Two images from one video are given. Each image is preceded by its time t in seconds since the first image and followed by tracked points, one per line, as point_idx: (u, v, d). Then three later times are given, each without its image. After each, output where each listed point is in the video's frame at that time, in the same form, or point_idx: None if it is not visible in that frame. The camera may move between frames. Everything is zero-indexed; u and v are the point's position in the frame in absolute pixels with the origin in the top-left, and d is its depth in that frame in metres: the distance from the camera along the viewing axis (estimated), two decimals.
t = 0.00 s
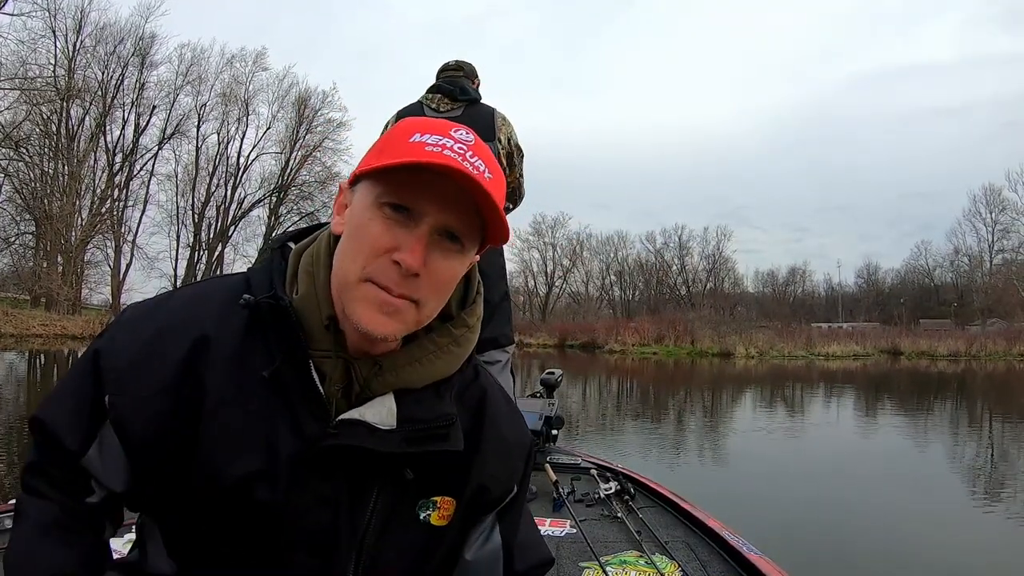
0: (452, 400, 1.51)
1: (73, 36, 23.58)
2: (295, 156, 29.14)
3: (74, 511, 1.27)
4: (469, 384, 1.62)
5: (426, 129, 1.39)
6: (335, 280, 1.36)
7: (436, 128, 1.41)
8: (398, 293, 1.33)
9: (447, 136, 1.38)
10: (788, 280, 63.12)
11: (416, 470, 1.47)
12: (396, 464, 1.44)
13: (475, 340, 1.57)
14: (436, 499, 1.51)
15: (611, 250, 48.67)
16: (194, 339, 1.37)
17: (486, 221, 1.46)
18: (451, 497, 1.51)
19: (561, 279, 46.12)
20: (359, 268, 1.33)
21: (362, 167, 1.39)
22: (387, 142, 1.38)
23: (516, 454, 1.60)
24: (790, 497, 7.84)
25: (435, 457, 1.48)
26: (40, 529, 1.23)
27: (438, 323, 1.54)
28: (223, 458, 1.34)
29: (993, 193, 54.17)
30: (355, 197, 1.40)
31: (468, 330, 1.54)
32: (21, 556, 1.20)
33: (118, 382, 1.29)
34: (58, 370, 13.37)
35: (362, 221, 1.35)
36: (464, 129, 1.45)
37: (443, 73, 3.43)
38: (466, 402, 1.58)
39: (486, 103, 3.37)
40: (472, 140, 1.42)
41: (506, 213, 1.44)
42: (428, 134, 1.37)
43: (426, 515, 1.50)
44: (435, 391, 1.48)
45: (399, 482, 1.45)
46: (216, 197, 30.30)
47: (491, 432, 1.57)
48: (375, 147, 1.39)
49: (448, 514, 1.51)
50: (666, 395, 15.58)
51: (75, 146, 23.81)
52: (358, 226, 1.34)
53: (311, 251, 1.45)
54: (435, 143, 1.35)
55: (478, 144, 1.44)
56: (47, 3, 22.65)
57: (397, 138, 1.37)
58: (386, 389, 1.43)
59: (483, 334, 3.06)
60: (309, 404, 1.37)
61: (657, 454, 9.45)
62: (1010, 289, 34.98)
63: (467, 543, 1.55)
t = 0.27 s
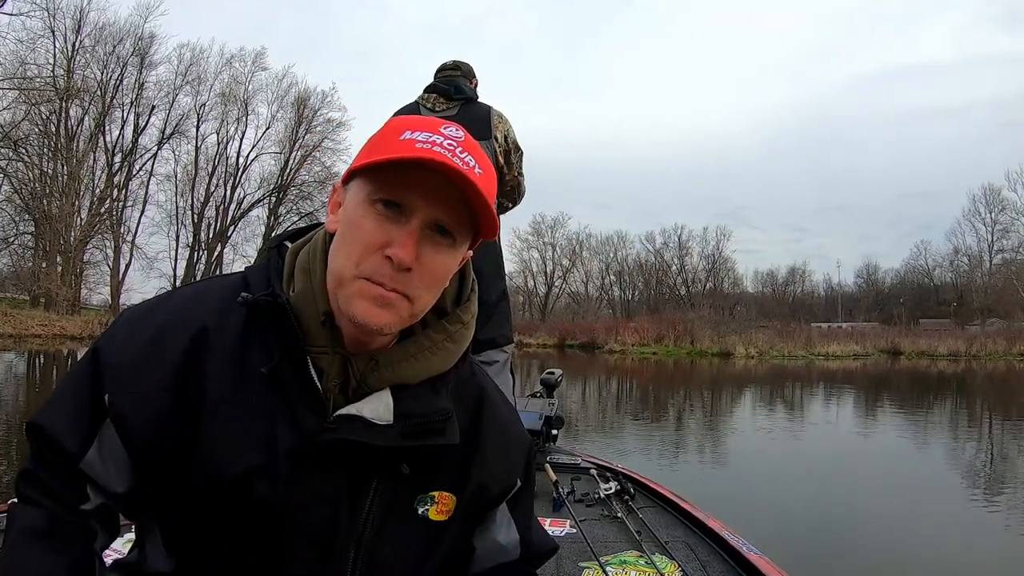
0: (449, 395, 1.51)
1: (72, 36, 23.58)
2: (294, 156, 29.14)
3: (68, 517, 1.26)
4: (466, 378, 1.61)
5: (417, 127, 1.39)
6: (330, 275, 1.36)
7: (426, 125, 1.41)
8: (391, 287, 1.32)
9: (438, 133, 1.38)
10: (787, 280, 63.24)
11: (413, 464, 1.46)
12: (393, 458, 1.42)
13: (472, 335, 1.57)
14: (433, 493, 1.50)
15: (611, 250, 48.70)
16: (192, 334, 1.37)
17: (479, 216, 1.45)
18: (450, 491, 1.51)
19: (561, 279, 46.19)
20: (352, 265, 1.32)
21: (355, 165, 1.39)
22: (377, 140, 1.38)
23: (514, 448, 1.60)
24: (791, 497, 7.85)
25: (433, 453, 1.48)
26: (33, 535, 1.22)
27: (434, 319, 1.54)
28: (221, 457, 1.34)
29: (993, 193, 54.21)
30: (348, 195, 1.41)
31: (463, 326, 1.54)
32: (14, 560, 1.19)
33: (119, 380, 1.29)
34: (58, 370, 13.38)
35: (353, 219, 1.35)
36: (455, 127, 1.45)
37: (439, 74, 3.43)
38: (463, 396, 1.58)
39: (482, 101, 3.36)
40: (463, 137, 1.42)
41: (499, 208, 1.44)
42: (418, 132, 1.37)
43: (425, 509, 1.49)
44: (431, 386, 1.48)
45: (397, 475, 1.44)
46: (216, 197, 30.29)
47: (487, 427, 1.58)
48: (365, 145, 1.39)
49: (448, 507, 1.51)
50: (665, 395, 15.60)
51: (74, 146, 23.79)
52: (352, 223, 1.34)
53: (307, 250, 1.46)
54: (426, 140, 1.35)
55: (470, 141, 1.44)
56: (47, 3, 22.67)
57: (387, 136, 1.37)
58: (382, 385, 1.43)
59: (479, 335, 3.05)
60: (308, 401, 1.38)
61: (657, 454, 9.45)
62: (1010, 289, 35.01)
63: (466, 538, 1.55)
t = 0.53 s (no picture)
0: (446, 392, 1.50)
1: (71, 36, 23.56)
2: (293, 156, 29.13)
3: (69, 519, 1.26)
4: (464, 377, 1.61)
5: (412, 127, 1.38)
6: (331, 277, 1.35)
7: (422, 125, 1.40)
8: (394, 288, 1.33)
9: (433, 132, 1.38)
10: (787, 280, 63.31)
11: (412, 461, 1.45)
12: (392, 454, 1.42)
13: (469, 333, 1.56)
14: (433, 490, 1.48)
15: (610, 250, 48.72)
16: (193, 334, 1.37)
17: (475, 212, 1.45)
18: (450, 488, 1.50)
19: (560, 279, 46.24)
20: (353, 267, 1.32)
21: (351, 167, 1.38)
22: (373, 142, 1.38)
23: (514, 445, 1.60)
24: (791, 496, 7.88)
25: (432, 449, 1.48)
26: (33, 535, 1.22)
27: (432, 317, 1.54)
28: (221, 455, 1.34)
29: (993, 193, 54.25)
30: (345, 197, 1.40)
31: (460, 324, 1.53)
32: (14, 561, 1.19)
33: (119, 380, 1.30)
34: (58, 371, 13.36)
35: (353, 220, 1.34)
36: (449, 125, 1.44)
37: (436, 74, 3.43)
38: (461, 395, 1.58)
39: (480, 102, 3.36)
40: (458, 135, 1.42)
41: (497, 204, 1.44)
42: (413, 132, 1.37)
43: (425, 505, 1.47)
44: (430, 383, 1.47)
45: (396, 472, 1.44)
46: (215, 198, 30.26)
47: (486, 424, 1.58)
48: (361, 147, 1.39)
49: (450, 503, 1.49)
50: (665, 395, 15.62)
51: (73, 146, 23.77)
52: (352, 224, 1.34)
53: (306, 250, 1.46)
54: (421, 140, 1.35)
55: (465, 138, 1.44)
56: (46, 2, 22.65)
57: (382, 137, 1.37)
58: (380, 382, 1.43)
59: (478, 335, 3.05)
60: (307, 399, 1.37)
61: (656, 454, 9.46)
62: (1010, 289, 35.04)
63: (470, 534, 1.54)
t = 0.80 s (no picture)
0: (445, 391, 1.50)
1: (70, 36, 23.52)
2: (292, 156, 29.11)
3: (69, 518, 1.26)
4: (463, 376, 1.61)
5: (409, 125, 1.38)
6: (335, 277, 1.35)
7: (418, 122, 1.40)
8: (399, 284, 1.34)
9: (430, 130, 1.38)
10: (787, 280, 63.36)
11: (412, 460, 1.45)
12: (391, 453, 1.42)
13: (467, 333, 1.56)
14: (431, 489, 1.48)
15: (610, 250, 48.72)
16: (193, 333, 1.38)
17: (474, 207, 1.45)
18: (449, 488, 1.50)
19: (560, 280, 46.26)
20: (358, 266, 1.32)
21: (350, 166, 1.38)
22: (371, 140, 1.37)
23: (514, 444, 1.60)
24: (791, 496, 7.89)
25: (431, 447, 1.48)
26: (33, 536, 1.22)
27: (431, 316, 1.53)
28: (221, 454, 1.34)
29: (993, 193, 54.23)
30: (344, 196, 1.39)
31: (459, 323, 1.53)
32: (14, 561, 1.19)
33: (120, 380, 1.30)
34: (58, 371, 13.35)
35: (357, 217, 1.34)
36: (445, 122, 1.44)
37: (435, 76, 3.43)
38: (460, 393, 1.58)
39: (479, 103, 3.37)
40: (453, 132, 1.42)
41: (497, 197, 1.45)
42: (410, 130, 1.37)
43: (423, 505, 1.47)
44: (429, 382, 1.47)
45: (395, 472, 1.43)
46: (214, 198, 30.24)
47: (486, 422, 1.58)
48: (358, 145, 1.37)
49: (449, 503, 1.49)
50: (665, 395, 15.63)
51: (72, 146, 23.73)
52: (354, 224, 1.33)
53: (305, 250, 1.46)
54: (420, 138, 1.35)
55: (460, 136, 1.44)
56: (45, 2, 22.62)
57: (380, 135, 1.37)
58: (380, 381, 1.43)
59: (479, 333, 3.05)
60: (306, 398, 1.37)
61: (656, 454, 9.46)
62: (1010, 289, 35.03)
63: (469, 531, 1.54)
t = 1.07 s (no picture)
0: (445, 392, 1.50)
1: (70, 36, 23.49)
2: (292, 156, 29.10)
3: (68, 519, 1.25)
4: (464, 376, 1.61)
5: (406, 126, 1.38)
6: (326, 273, 1.36)
7: (417, 124, 1.40)
8: (385, 284, 1.33)
9: (427, 130, 1.38)
10: (787, 280, 63.39)
11: (411, 460, 1.45)
12: (391, 455, 1.41)
13: (467, 334, 1.56)
14: (432, 489, 1.48)
15: (610, 250, 48.74)
16: (195, 333, 1.38)
17: (471, 211, 1.44)
18: (449, 488, 1.50)
19: (559, 280, 46.26)
20: (346, 263, 1.33)
21: (347, 165, 1.39)
22: (369, 140, 1.39)
23: (514, 445, 1.60)
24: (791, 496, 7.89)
25: (431, 447, 1.47)
26: (32, 537, 1.21)
27: (431, 317, 1.53)
28: (221, 453, 1.34)
29: (992, 193, 54.22)
30: (342, 195, 1.41)
31: (459, 324, 1.53)
32: (15, 560, 1.19)
33: (122, 380, 1.30)
34: (58, 371, 13.33)
35: (349, 216, 1.35)
36: (444, 123, 1.44)
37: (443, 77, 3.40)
38: (460, 394, 1.58)
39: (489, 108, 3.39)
40: (451, 134, 1.42)
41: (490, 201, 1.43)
42: (408, 131, 1.37)
43: (424, 505, 1.47)
44: (429, 382, 1.47)
45: (395, 473, 1.43)
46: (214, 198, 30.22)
47: (485, 422, 1.58)
48: (357, 144, 1.39)
49: (449, 504, 1.49)
50: (665, 395, 15.63)
51: (71, 145, 23.70)
52: (345, 222, 1.34)
53: (305, 250, 1.45)
54: (415, 138, 1.35)
55: (459, 137, 1.43)
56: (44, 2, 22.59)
57: (378, 135, 1.37)
58: (379, 382, 1.42)
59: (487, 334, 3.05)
60: (306, 398, 1.37)
61: (656, 454, 9.46)
62: (1009, 289, 35.03)
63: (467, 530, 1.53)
